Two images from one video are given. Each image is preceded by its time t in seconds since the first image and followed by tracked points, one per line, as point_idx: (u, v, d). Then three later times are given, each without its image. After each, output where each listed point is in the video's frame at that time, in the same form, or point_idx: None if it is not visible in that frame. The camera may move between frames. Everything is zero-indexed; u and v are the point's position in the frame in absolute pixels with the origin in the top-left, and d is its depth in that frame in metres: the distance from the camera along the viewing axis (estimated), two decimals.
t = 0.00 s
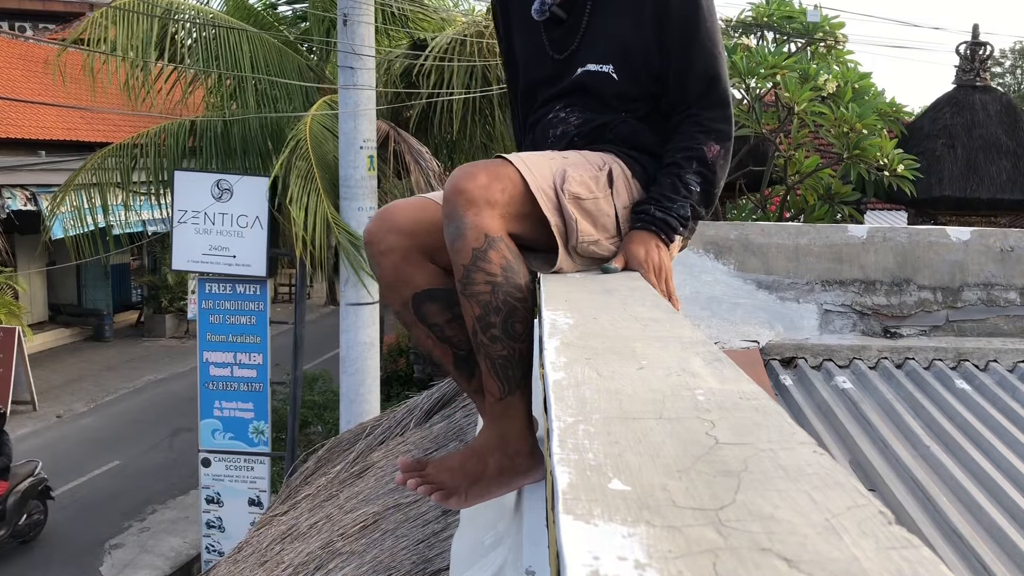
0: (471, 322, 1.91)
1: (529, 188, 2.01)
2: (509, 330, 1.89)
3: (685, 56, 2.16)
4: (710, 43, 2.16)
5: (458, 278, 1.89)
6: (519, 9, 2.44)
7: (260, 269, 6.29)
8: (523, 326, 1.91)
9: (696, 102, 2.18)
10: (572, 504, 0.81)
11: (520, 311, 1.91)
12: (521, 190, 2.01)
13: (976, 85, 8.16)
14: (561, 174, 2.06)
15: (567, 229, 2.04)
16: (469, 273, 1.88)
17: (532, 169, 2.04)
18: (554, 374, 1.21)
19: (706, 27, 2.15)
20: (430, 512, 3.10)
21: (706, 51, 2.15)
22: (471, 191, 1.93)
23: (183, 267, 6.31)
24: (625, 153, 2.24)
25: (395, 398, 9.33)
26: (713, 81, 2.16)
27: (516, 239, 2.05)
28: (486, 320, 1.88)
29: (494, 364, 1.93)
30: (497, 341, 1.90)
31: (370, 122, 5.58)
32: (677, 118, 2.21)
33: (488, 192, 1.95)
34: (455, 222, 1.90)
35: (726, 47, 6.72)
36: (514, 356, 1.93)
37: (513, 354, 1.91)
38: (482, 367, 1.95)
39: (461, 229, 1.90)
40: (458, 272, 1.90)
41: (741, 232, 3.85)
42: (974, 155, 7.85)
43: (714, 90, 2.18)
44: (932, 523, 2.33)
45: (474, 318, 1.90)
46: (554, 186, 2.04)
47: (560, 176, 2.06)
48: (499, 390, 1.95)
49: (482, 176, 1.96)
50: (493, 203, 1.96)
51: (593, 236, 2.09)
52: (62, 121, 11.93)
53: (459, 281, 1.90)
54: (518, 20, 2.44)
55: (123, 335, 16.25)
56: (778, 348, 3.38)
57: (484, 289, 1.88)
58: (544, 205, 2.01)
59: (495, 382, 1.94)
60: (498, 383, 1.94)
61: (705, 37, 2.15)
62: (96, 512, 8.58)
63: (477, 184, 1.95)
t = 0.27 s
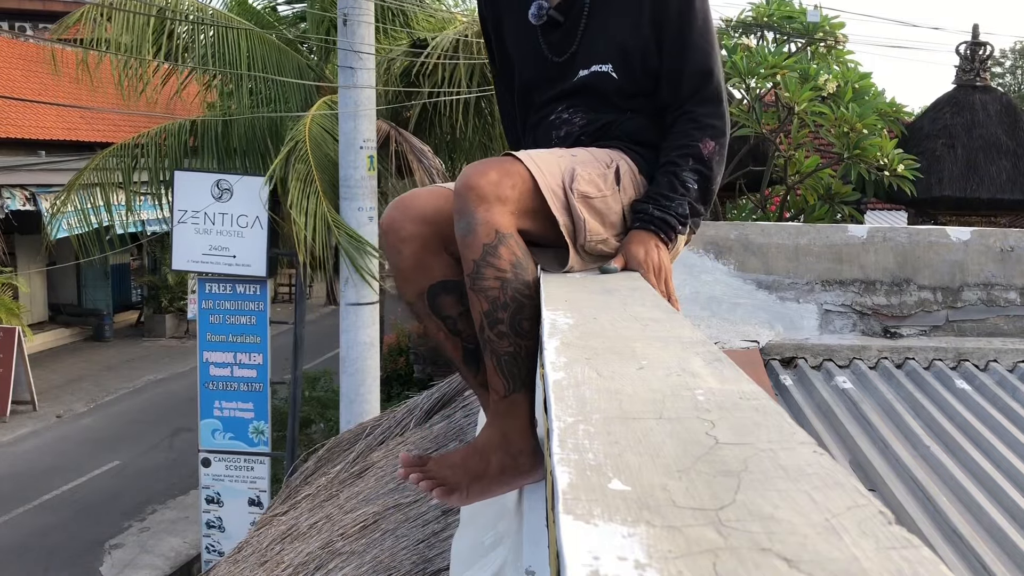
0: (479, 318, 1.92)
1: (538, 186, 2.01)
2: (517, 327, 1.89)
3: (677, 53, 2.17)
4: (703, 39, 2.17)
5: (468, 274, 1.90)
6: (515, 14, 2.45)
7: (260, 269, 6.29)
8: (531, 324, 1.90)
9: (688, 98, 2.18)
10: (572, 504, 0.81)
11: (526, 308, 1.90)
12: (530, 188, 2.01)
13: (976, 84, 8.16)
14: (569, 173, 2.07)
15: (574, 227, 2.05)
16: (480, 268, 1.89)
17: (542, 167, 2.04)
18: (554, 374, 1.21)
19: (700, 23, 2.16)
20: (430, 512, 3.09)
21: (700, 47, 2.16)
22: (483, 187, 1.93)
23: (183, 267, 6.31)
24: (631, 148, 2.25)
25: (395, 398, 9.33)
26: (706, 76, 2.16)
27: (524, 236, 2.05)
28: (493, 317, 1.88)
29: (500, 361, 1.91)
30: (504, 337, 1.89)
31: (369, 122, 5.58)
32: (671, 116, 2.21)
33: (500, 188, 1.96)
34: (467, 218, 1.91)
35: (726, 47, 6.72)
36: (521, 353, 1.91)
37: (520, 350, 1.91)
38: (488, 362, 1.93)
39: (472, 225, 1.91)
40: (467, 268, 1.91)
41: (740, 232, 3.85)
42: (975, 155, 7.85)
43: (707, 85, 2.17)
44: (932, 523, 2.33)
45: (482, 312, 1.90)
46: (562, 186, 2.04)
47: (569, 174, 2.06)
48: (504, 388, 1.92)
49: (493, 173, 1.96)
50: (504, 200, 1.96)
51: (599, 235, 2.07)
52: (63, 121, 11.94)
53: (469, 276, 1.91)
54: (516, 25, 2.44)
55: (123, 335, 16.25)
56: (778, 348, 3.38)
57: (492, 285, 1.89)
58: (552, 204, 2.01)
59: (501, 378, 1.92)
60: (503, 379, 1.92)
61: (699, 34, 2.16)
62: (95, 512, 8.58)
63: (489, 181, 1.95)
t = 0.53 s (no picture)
0: (483, 316, 1.90)
1: (547, 185, 2.01)
2: (521, 326, 1.87)
3: (681, 56, 2.16)
4: (706, 41, 2.18)
5: (474, 272, 1.90)
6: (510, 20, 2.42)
7: (260, 269, 6.29)
8: (535, 323, 1.88)
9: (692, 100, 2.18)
10: (572, 504, 0.81)
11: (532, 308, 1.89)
12: (539, 187, 2.01)
13: (976, 84, 8.17)
14: (578, 174, 2.07)
15: (583, 228, 2.05)
16: (486, 267, 1.88)
17: (551, 168, 2.04)
18: (553, 374, 1.21)
19: (702, 27, 2.17)
20: (430, 512, 3.09)
21: (704, 51, 2.16)
22: (492, 185, 1.94)
23: (183, 267, 6.31)
24: (637, 148, 2.27)
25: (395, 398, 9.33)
26: (710, 79, 2.17)
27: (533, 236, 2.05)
28: (498, 315, 1.87)
29: (503, 361, 1.89)
30: (508, 336, 1.88)
31: (370, 122, 5.58)
32: (674, 118, 2.21)
33: (508, 187, 1.96)
34: (473, 217, 1.91)
35: (726, 47, 6.72)
36: (525, 353, 1.90)
37: (525, 350, 1.89)
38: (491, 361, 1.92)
39: (480, 223, 1.91)
40: (474, 266, 1.90)
41: (740, 232, 3.86)
42: (974, 155, 7.85)
43: (711, 86, 2.18)
44: (932, 523, 2.33)
45: (487, 310, 1.89)
46: (571, 187, 2.05)
47: (577, 176, 2.07)
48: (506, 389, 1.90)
49: (501, 171, 1.97)
50: (513, 198, 1.96)
51: (605, 236, 2.08)
52: (63, 121, 11.93)
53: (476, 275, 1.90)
54: (512, 32, 2.42)
55: (123, 335, 16.25)
56: (778, 348, 3.38)
57: (499, 283, 1.88)
58: (561, 205, 2.01)
59: (503, 378, 1.90)
60: (505, 379, 1.90)
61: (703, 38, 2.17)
62: (95, 512, 8.58)
63: (498, 179, 1.96)
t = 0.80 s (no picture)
0: (483, 317, 1.91)
1: (546, 187, 2.01)
2: (522, 327, 1.87)
3: (681, 54, 2.16)
4: (708, 40, 2.17)
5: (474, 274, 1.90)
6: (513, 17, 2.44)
7: (260, 269, 6.29)
8: (535, 325, 1.89)
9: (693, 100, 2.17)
10: (572, 504, 0.81)
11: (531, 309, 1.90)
12: (538, 189, 2.01)
13: (976, 84, 8.17)
14: (578, 177, 2.07)
15: (581, 232, 2.05)
16: (485, 270, 1.88)
17: (551, 171, 2.04)
18: (553, 374, 1.21)
19: (703, 26, 2.16)
20: (430, 512, 3.08)
21: (704, 50, 2.15)
22: (491, 187, 1.94)
23: (183, 267, 6.31)
24: (638, 151, 2.27)
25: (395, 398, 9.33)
26: (711, 78, 2.16)
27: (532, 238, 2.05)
28: (499, 316, 1.87)
29: (504, 363, 1.90)
30: (508, 337, 1.88)
31: (370, 122, 5.58)
32: (676, 117, 2.20)
33: (506, 188, 1.96)
34: (473, 218, 1.91)
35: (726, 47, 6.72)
36: (525, 354, 1.90)
37: (525, 352, 1.89)
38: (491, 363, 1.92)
39: (479, 225, 1.91)
40: (474, 268, 1.91)
41: (740, 232, 3.85)
42: (974, 156, 7.85)
43: (713, 85, 2.17)
44: (932, 523, 2.34)
45: (487, 311, 1.90)
46: (572, 190, 2.05)
47: (577, 178, 2.07)
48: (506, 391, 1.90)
49: (500, 172, 1.97)
50: (511, 199, 1.96)
51: (603, 239, 2.08)
52: (63, 121, 11.93)
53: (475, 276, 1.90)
54: (517, 30, 2.44)
55: (123, 335, 16.25)
56: (778, 348, 3.38)
57: (498, 285, 1.88)
58: (560, 208, 2.01)
59: (503, 379, 1.90)
60: (505, 381, 1.91)
61: (703, 36, 2.16)
62: (95, 512, 8.57)
63: (497, 180, 1.96)
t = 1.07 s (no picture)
0: (479, 312, 1.90)
1: (536, 182, 2.02)
2: (517, 320, 1.87)
3: (676, 48, 2.16)
4: (704, 34, 2.17)
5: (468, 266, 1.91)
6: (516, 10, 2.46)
7: (260, 269, 6.29)
8: (531, 317, 1.88)
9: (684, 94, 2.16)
10: (572, 504, 0.81)
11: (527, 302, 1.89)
12: (529, 183, 2.02)
13: (976, 84, 8.17)
14: (568, 173, 2.07)
15: (574, 227, 2.06)
16: (479, 263, 1.89)
17: (541, 166, 2.05)
18: (554, 374, 1.21)
19: (699, 20, 2.16)
20: (430, 512, 3.08)
21: (700, 43, 2.15)
22: (480, 182, 1.95)
23: (183, 267, 6.31)
24: (633, 146, 2.26)
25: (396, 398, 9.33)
26: (704, 72, 2.15)
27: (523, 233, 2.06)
28: (494, 310, 1.87)
29: (503, 357, 1.89)
30: (504, 330, 1.88)
31: (370, 122, 5.58)
32: (669, 112, 2.19)
33: (496, 182, 1.97)
34: (465, 215, 1.94)
35: (726, 47, 6.72)
36: (521, 347, 1.89)
37: (522, 345, 1.89)
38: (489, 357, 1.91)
39: (472, 219, 1.93)
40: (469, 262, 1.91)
41: (741, 232, 3.85)
42: (975, 155, 7.85)
43: (704, 78, 2.16)
44: (932, 523, 2.33)
45: (482, 304, 1.89)
46: (562, 184, 2.05)
47: (569, 174, 2.07)
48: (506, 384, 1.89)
49: (488, 167, 1.99)
50: (502, 193, 1.97)
51: (598, 233, 2.08)
52: (63, 121, 11.93)
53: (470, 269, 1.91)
54: (519, 22, 2.46)
55: (123, 335, 16.25)
56: (778, 348, 3.38)
57: (494, 278, 1.88)
58: (548, 202, 2.02)
59: (501, 372, 1.89)
60: (505, 375, 1.90)
61: (698, 30, 2.16)
62: (95, 512, 8.57)
63: (485, 176, 1.98)
